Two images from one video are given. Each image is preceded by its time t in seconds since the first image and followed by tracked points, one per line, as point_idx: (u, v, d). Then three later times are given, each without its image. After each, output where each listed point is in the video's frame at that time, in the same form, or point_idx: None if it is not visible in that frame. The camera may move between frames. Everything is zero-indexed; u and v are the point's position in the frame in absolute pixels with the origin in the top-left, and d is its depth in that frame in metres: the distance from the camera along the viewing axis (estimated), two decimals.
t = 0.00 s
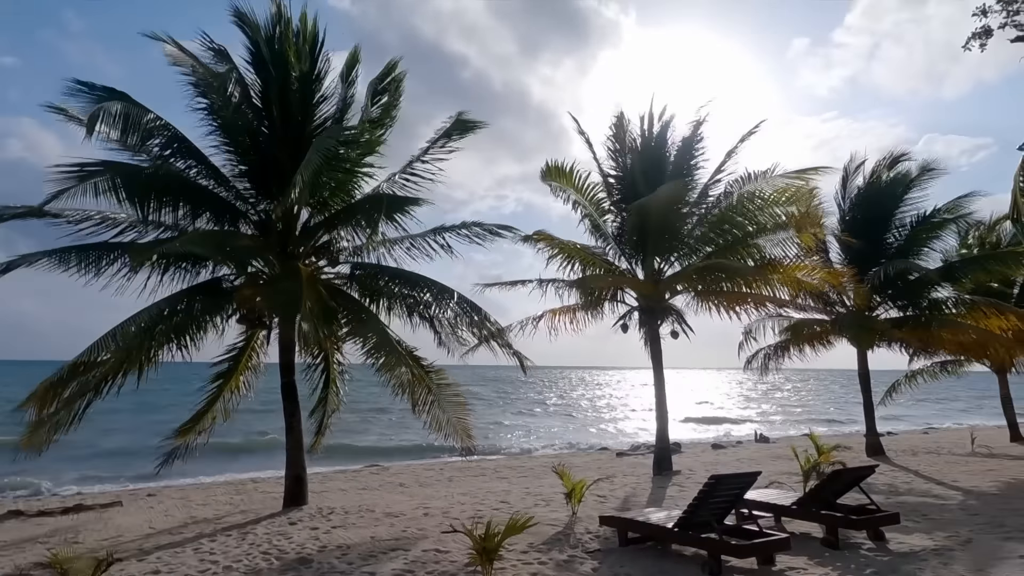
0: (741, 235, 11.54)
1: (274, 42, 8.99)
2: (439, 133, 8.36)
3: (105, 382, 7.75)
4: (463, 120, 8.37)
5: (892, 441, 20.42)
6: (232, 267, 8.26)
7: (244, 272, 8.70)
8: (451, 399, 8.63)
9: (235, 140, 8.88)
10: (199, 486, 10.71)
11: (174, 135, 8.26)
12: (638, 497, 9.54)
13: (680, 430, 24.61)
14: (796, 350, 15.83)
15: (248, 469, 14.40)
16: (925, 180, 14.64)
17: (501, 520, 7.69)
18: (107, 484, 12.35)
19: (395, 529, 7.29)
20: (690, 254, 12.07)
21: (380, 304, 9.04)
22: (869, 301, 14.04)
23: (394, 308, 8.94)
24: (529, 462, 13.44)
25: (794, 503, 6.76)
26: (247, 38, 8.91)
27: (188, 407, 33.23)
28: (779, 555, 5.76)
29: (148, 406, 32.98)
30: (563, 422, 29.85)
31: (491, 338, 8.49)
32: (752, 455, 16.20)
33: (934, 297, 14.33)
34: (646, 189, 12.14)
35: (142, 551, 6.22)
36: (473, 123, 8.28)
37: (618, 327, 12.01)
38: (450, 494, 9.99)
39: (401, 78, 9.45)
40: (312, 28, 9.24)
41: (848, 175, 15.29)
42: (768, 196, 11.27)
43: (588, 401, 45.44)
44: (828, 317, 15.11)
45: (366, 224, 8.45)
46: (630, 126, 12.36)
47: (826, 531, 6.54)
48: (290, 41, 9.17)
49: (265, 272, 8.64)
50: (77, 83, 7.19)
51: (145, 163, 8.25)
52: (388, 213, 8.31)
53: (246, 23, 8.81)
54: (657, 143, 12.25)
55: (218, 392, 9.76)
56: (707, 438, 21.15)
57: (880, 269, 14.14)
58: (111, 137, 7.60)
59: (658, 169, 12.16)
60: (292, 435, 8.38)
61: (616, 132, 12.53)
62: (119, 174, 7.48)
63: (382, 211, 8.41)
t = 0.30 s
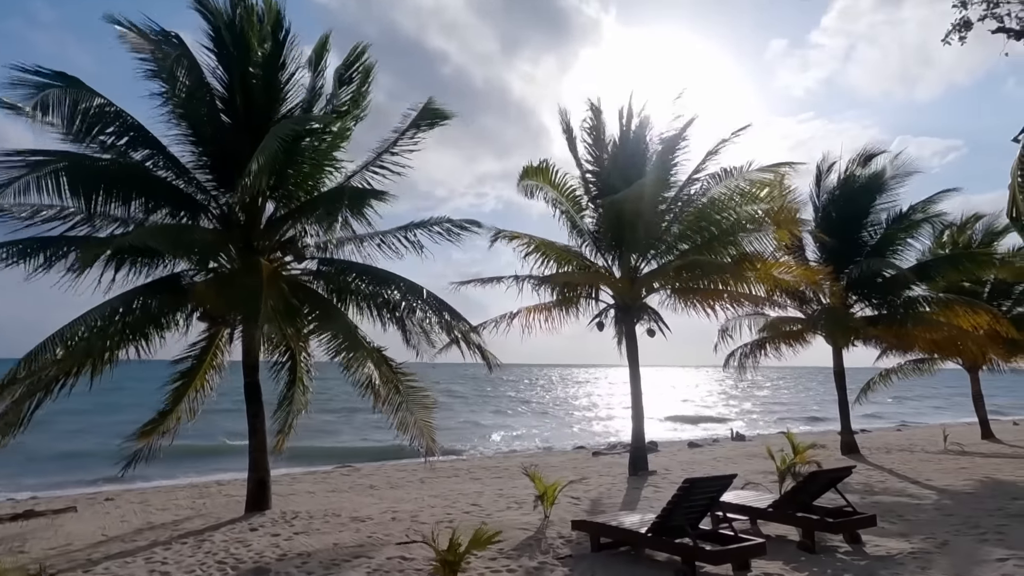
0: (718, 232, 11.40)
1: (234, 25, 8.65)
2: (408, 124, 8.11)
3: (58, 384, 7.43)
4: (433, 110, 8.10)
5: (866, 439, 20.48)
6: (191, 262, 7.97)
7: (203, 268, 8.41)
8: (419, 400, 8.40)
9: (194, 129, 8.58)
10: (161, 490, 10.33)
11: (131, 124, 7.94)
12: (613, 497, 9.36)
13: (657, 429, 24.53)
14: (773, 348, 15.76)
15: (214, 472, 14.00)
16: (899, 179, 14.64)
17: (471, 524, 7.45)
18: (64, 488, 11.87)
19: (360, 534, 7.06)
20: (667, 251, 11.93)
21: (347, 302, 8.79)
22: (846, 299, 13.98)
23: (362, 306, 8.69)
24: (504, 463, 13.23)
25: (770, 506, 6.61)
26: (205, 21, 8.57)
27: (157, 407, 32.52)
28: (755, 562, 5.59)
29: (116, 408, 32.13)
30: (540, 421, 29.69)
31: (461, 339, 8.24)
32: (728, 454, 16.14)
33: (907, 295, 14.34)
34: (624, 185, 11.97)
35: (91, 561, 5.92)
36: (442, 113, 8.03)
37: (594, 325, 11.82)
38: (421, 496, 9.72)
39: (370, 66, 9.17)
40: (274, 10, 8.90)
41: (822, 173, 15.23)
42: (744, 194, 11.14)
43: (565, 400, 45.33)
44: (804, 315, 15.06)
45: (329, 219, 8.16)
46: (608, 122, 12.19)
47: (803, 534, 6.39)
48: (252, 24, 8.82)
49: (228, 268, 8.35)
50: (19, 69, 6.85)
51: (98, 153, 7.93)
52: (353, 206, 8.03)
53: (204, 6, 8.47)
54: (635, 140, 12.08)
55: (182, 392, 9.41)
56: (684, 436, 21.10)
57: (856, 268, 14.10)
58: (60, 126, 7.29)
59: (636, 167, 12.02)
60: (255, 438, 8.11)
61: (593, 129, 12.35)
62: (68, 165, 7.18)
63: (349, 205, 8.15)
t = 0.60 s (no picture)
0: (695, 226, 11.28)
1: (196, 4, 8.30)
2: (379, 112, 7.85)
3: (10, 380, 7.08)
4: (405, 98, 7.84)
5: (839, 434, 20.59)
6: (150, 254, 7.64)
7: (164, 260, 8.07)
8: (390, 398, 8.15)
9: (154, 114, 8.23)
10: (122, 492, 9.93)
11: (85, 107, 7.59)
12: (590, 495, 9.17)
13: (632, 425, 24.47)
14: (749, 343, 15.74)
15: (179, 473, 13.56)
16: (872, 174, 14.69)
17: (444, 525, 7.20)
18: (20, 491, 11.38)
19: (328, 537, 6.79)
20: (643, 245, 11.79)
21: (316, 296, 8.49)
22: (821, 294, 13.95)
23: (331, 300, 8.40)
24: (479, 460, 13.00)
25: (751, 504, 6.48)
26: None
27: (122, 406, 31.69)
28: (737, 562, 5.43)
29: (79, 408, 31.24)
30: (515, 418, 29.48)
31: (434, 335, 7.99)
32: (703, 450, 16.09)
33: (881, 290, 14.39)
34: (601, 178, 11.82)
35: (38, 569, 5.58)
36: (414, 100, 7.75)
37: (571, 320, 11.64)
38: (393, 496, 9.45)
39: (344, 56, 8.74)
40: None
41: (796, 167, 15.22)
42: (722, 188, 11.06)
43: (540, 397, 45.19)
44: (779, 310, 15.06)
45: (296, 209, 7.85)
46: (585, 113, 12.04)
47: (784, 532, 6.26)
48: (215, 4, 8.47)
49: (190, 259, 8.04)
50: None
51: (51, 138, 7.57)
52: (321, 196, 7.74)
53: None
54: (612, 132, 11.93)
55: (147, 390, 9.04)
56: (659, 432, 21.06)
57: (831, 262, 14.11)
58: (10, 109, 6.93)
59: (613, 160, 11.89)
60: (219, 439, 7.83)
61: (571, 120, 12.17)
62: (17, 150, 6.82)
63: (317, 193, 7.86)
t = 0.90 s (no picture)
0: (680, 222, 11.10)
1: None
2: (362, 100, 7.56)
3: None
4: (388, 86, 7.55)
5: (819, 430, 20.62)
6: (117, 244, 7.31)
7: (130, 251, 7.72)
8: (368, 397, 7.92)
9: (120, 98, 7.86)
10: (88, 496, 9.53)
11: (43, 89, 7.26)
12: (574, 495, 8.96)
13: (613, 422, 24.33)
14: (732, 339, 15.63)
15: (150, 473, 13.14)
16: (855, 169, 14.64)
17: (424, 528, 6.95)
18: None
19: (305, 541, 6.51)
20: (627, 241, 11.62)
21: (291, 292, 8.20)
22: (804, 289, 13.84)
23: (307, 295, 8.11)
24: (460, 458, 12.75)
25: (741, 504, 6.28)
26: None
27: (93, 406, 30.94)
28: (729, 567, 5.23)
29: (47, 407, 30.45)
30: (495, 415, 29.23)
31: (414, 334, 7.73)
32: (686, 447, 15.99)
33: (863, 287, 14.36)
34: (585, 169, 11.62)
35: None
36: (400, 90, 7.47)
37: (554, 316, 11.43)
38: (371, 497, 9.17)
39: (328, 43, 8.24)
40: None
41: (778, 162, 15.12)
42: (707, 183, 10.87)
43: (519, 394, 45.02)
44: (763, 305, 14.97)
45: (271, 200, 7.54)
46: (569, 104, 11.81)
47: (775, 533, 6.07)
48: None
49: (158, 251, 7.70)
50: None
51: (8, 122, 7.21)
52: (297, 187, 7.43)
53: None
54: (597, 125, 11.72)
55: (118, 390, 8.71)
56: (641, 429, 20.97)
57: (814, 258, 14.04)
58: None
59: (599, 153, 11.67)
60: (190, 438, 7.54)
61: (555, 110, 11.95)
62: None
63: (293, 182, 7.55)
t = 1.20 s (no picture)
0: (679, 220, 10.85)
1: None
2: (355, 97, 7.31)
3: None
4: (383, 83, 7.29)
5: (818, 432, 20.39)
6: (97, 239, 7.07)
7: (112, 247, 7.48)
8: (357, 398, 7.69)
9: (104, 89, 7.62)
10: (71, 500, 9.29)
11: (23, 79, 7.01)
12: (568, 498, 8.74)
13: (611, 423, 24.07)
14: (730, 339, 15.41)
15: (137, 476, 12.91)
16: (856, 167, 14.40)
17: (412, 532, 6.72)
18: None
19: (287, 546, 6.27)
20: (625, 238, 11.38)
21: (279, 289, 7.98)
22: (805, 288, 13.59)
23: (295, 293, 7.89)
24: (453, 460, 12.52)
25: (740, 508, 6.03)
26: None
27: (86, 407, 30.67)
28: None
29: (39, 407, 30.18)
30: (492, 417, 28.97)
31: (405, 333, 7.50)
32: (683, 449, 15.78)
33: (864, 287, 14.15)
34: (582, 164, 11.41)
35: None
36: (397, 87, 7.22)
37: (549, 315, 11.21)
38: (361, 499, 8.94)
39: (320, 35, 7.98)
40: None
41: (779, 160, 14.91)
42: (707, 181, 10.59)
43: (516, 395, 44.78)
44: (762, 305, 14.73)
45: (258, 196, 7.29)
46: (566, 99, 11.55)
47: (776, 539, 5.84)
48: None
49: (141, 247, 7.47)
50: None
51: None
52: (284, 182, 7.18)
53: None
54: (595, 120, 11.47)
55: (105, 391, 8.45)
56: (638, 431, 20.78)
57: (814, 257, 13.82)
58: None
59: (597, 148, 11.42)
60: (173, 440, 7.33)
61: (551, 105, 11.71)
62: None
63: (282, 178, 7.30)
